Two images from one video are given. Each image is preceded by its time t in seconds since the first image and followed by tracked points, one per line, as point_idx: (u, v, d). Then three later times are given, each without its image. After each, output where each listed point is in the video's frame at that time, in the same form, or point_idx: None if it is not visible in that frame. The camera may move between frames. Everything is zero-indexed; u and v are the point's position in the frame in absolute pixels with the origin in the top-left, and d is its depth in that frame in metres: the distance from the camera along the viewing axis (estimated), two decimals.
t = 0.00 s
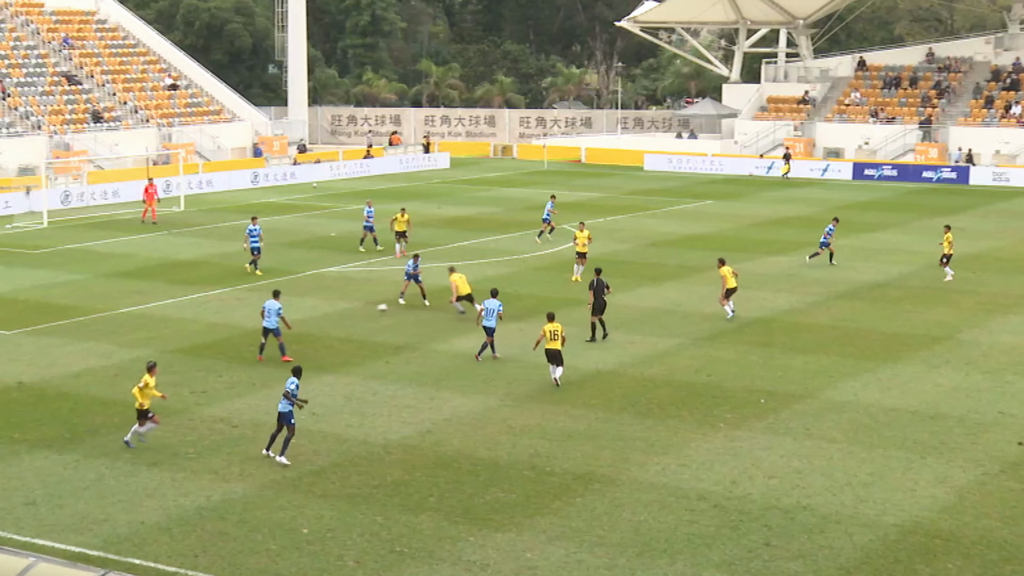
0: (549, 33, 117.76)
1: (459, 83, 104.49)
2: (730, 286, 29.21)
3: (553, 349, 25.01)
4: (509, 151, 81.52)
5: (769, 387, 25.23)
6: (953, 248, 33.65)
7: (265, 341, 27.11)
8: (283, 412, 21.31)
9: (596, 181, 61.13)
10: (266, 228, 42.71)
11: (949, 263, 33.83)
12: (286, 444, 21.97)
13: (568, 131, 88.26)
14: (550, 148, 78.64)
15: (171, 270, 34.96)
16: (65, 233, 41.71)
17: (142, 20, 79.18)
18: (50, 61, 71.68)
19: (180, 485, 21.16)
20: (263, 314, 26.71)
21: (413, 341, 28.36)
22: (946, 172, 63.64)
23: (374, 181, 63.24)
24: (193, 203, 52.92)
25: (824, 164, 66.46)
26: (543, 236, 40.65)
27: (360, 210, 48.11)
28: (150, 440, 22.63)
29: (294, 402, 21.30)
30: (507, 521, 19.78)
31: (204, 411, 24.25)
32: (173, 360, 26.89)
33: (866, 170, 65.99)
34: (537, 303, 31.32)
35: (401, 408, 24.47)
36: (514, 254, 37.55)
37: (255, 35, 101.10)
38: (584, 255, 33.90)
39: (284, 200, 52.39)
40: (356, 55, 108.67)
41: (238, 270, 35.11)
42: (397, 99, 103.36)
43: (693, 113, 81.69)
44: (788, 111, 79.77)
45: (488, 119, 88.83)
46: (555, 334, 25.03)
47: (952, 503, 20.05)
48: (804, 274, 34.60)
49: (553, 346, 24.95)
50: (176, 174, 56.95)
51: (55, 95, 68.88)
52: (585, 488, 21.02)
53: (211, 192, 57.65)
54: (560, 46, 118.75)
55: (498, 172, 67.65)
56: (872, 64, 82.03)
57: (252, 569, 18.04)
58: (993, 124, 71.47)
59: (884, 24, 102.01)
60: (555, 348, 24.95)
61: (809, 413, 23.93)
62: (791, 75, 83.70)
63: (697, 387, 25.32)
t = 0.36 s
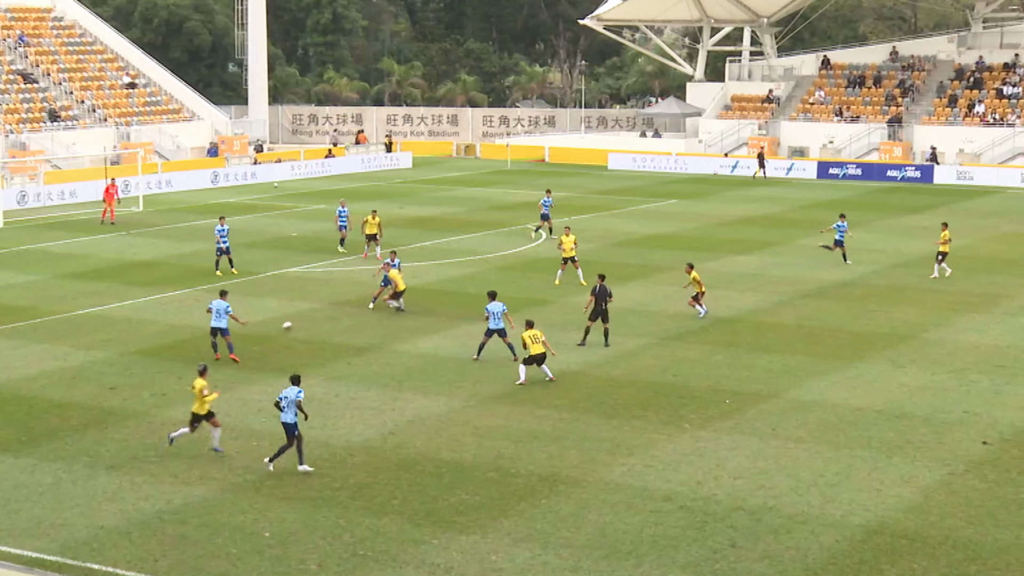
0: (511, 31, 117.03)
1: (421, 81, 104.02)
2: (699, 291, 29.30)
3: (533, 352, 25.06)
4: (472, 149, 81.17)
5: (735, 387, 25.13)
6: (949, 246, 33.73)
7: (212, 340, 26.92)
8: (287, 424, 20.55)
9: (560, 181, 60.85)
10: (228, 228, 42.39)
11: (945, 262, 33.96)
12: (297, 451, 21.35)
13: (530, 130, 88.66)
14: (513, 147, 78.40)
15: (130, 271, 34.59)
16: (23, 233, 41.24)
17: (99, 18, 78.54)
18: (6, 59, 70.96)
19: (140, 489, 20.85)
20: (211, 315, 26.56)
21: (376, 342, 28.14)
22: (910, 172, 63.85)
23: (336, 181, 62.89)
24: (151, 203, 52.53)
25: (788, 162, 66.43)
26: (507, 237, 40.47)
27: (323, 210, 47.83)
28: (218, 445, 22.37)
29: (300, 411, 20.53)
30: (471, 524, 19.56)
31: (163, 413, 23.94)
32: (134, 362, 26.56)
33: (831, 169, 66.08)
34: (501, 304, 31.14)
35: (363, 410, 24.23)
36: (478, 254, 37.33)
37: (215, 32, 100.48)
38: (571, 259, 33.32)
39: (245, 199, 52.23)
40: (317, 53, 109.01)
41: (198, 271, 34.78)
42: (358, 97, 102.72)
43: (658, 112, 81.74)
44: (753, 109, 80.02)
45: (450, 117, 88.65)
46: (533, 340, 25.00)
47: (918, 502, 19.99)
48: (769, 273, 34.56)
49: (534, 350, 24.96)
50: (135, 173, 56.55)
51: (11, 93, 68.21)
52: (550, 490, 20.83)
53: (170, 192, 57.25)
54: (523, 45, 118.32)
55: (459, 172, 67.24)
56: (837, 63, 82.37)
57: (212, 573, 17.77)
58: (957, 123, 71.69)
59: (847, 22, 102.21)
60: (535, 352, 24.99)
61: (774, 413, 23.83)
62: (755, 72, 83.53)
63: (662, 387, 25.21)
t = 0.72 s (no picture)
0: (528, 31, 117.29)
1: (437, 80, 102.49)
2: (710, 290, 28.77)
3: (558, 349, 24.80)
4: (488, 148, 81.09)
5: (753, 388, 24.94)
6: (1009, 246, 33.37)
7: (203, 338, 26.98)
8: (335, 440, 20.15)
9: (575, 180, 60.54)
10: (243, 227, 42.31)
11: (1008, 262, 33.70)
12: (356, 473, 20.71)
13: (548, 129, 88.11)
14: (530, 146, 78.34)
15: (144, 271, 34.50)
16: (38, 233, 41.19)
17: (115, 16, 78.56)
18: (21, 57, 71.09)
19: (156, 489, 20.72)
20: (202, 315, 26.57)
21: (391, 342, 28.00)
22: (932, 170, 63.76)
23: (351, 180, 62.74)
24: (167, 203, 51.90)
25: (808, 162, 66.02)
26: (523, 237, 40.27)
27: (337, 210, 47.66)
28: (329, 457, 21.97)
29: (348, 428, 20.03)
30: (488, 526, 19.39)
31: (178, 414, 23.82)
32: (149, 362, 26.48)
33: (852, 168, 65.66)
34: (516, 304, 30.98)
35: (378, 410, 24.10)
36: (495, 254, 37.13)
37: (230, 30, 100.87)
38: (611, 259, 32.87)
39: (261, 198, 52.10)
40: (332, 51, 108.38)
41: (213, 271, 34.67)
42: (374, 96, 102.32)
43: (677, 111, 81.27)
44: (773, 108, 79.50)
45: (467, 116, 88.36)
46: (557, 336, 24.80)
47: (940, 506, 19.77)
48: (786, 273, 34.33)
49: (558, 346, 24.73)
50: (151, 172, 56.49)
51: (26, 92, 68.33)
52: (569, 492, 20.65)
53: (185, 191, 57.19)
54: (541, 43, 118.20)
55: (472, 170, 66.80)
56: (857, 62, 82.04)
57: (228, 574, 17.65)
58: (979, 121, 71.33)
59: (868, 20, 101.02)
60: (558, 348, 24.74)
61: (794, 415, 23.63)
62: (775, 70, 83.05)
63: (680, 388, 25.03)
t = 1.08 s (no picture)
0: (553, 31, 117.69)
1: (462, 80, 103.64)
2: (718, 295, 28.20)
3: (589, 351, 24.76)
4: (513, 148, 81.11)
5: (778, 388, 24.87)
6: None
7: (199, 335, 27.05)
8: (364, 450, 19.26)
9: (598, 180, 60.49)
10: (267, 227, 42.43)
11: None
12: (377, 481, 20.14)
13: (573, 129, 87.85)
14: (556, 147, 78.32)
15: (169, 270, 34.62)
16: (63, 233, 41.33)
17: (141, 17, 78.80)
18: (48, 57, 71.41)
19: (180, 488, 20.78)
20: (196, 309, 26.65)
21: (416, 342, 28.03)
22: (959, 170, 63.49)
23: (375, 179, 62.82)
24: (191, 203, 51.92)
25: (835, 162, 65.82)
26: (548, 237, 40.27)
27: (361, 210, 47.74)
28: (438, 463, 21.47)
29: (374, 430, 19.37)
30: (512, 526, 19.38)
31: (203, 414, 23.87)
32: (173, 362, 26.57)
33: (878, 168, 65.46)
34: (541, 305, 30.98)
35: (402, 410, 24.11)
36: (521, 254, 37.14)
37: (256, 30, 101.37)
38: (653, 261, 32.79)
39: (285, 198, 52.15)
40: (358, 51, 108.89)
41: (237, 271, 34.77)
42: (399, 96, 102.57)
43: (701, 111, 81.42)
44: (798, 108, 79.18)
45: (492, 116, 88.27)
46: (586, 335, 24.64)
47: (966, 507, 19.68)
48: (811, 274, 34.22)
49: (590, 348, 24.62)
50: (177, 172, 56.70)
51: (53, 92, 68.66)
52: (593, 492, 20.62)
53: (211, 190, 57.46)
54: (566, 43, 118.65)
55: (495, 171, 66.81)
56: (883, 62, 81.71)
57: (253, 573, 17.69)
58: (1007, 122, 71.00)
59: (895, 20, 100.80)
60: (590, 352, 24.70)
61: (819, 415, 23.56)
62: (801, 70, 82.91)
63: (705, 388, 24.98)
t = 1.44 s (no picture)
0: (574, 30, 117.43)
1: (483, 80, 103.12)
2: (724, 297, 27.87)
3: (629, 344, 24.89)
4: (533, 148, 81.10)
5: (799, 389, 24.82)
6: None
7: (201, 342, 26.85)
8: (357, 460, 19.09)
9: (618, 180, 60.42)
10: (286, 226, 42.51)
11: None
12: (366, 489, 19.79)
13: (593, 129, 87.96)
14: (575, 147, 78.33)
15: (189, 270, 34.69)
16: (85, 232, 41.45)
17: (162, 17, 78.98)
18: (70, 57, 71.66)
19: (201, 487, 20.82)
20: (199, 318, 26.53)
21: (436, 342, 28.03)
22: (981, 170, 63.28)
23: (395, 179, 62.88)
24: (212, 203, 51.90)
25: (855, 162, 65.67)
26: (568, 237, 40.23)
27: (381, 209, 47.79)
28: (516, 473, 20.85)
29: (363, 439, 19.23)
30: (532, 526, 19.36)
31: (224, 413, 23.91)
32: (194, 361, 26.63)
33: (899, 168, 65.32)
34: (561, 305, 30.95)
35: (422, 410, 24.12)
36: (541, 254, 37.13)
37: (277, 30, 101.63)
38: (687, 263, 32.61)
39: (305, 198, 52.14)
40: (378, 51, 109.28)
41: (257, 270, 34.81)
42: (420, 96, 102.81)
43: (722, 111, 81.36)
44: (820, 108, 79.04)
45: (513, 116, 88.30)
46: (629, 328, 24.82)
47: (989, 509, 19.60)
48: (832, 274, 34.12)
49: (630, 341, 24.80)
50: (198, 172, 56.91)
51: (75, 92, 68.92)
52: (614, 493, 20.58)
53: (231, 190, 57.61)
54: (586, 43, 118.51)
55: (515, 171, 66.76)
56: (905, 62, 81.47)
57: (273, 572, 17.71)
58: None
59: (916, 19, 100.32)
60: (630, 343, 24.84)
61: (841, 416, 23.50)
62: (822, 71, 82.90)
63: (726, 389, 24.92)
